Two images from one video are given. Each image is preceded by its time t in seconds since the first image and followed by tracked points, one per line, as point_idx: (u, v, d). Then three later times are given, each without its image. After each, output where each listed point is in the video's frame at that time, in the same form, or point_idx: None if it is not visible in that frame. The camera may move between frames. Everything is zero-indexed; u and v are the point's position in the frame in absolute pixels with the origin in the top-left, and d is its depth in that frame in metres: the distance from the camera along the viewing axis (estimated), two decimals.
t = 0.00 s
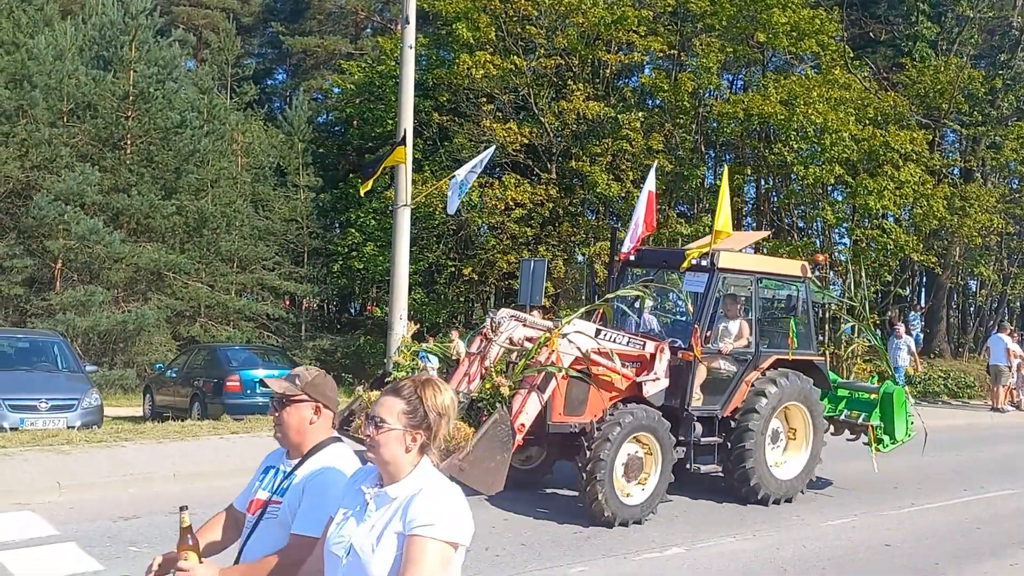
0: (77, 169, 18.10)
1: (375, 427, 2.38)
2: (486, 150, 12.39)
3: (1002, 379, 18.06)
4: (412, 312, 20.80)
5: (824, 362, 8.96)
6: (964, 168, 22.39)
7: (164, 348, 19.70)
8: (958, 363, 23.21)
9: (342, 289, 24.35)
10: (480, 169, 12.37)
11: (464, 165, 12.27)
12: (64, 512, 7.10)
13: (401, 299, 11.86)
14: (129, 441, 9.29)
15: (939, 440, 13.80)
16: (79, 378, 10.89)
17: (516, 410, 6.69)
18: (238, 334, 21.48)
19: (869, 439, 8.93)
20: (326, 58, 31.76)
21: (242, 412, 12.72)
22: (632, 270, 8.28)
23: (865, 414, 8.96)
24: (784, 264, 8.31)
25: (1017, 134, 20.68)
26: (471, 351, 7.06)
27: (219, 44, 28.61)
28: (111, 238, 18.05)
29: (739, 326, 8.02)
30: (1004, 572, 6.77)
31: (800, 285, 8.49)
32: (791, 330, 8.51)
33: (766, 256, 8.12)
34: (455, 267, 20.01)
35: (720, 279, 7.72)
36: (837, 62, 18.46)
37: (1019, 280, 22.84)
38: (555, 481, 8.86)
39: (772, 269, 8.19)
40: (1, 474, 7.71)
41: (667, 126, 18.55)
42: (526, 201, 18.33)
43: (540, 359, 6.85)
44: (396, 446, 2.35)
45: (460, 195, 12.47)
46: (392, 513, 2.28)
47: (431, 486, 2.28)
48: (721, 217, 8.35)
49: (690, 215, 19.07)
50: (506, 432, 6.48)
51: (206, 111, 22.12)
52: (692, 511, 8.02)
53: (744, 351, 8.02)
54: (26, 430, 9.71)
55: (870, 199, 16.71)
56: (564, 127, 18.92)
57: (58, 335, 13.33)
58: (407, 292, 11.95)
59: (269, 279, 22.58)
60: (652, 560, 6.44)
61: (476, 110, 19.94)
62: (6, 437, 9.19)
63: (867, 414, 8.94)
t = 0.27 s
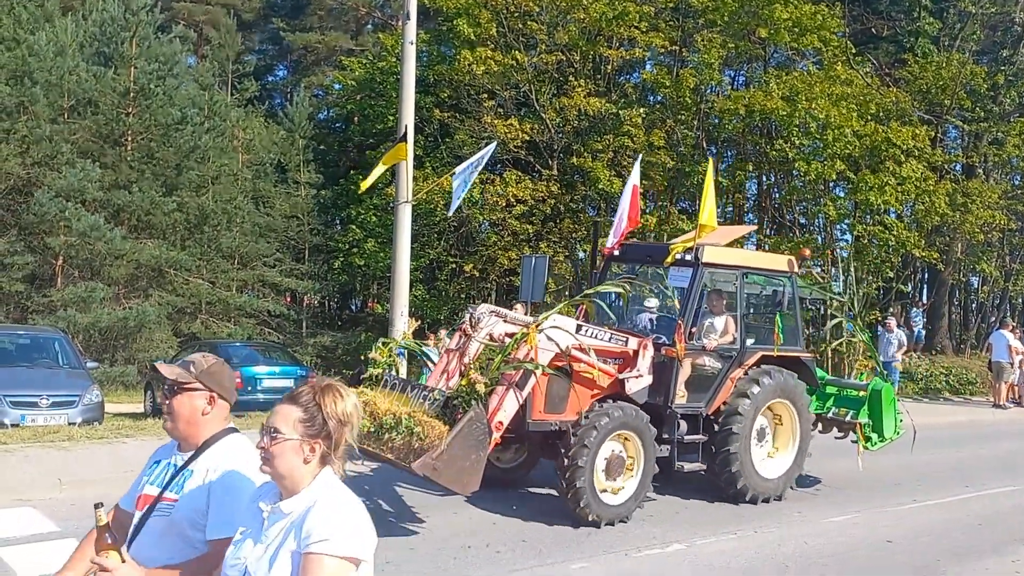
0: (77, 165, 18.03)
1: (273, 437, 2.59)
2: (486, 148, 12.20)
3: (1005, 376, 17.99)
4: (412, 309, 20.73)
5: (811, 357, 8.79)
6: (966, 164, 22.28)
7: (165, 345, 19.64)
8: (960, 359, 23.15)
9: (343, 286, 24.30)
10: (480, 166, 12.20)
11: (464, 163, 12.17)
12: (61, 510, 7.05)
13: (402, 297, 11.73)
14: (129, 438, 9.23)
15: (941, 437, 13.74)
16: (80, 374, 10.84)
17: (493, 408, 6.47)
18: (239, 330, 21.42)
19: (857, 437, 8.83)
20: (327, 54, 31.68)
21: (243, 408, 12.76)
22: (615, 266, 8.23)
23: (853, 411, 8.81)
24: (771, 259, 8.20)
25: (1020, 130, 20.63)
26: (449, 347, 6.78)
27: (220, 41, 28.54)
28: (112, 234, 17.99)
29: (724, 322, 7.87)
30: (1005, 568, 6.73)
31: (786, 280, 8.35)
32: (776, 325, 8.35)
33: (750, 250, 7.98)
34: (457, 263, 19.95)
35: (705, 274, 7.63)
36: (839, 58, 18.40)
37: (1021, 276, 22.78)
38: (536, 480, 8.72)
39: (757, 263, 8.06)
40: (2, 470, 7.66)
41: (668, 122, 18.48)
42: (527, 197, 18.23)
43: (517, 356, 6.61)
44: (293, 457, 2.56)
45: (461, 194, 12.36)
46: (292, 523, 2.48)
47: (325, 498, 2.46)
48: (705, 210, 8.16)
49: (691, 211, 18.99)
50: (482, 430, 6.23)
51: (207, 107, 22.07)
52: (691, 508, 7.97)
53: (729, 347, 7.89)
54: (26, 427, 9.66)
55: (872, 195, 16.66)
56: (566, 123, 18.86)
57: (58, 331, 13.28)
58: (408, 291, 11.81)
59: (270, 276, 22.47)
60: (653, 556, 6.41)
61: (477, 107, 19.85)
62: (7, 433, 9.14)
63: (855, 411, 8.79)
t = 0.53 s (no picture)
0: (74, 161, 17.94)
1: (141, 432, 2.49)
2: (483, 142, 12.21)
3: (1002, 371, 17.97)
4: (409, 305, 20.65)
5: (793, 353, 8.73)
6: (963, 160, 22.23)
7: (162, 341, 19.58)
8: (957, 355, 23.15)
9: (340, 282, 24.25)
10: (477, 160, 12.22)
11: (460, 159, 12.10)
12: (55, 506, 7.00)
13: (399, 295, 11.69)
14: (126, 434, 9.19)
15: (938, 433, 13.73)
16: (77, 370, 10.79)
17: (466, 405, 6.36)
18: (236, 326, 21.36)
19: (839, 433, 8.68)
20: (324, 50, 31.60)
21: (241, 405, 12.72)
22: (596, 259, 8.15)
23: (835, 407, 8.74)
24: (751, 253, 8.10)
25: (1018, 125, 20.62)
26: (423, 344, 6.79)
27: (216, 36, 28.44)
28: (109, 230, 17.92)
29: (705, 317, 7.79)
30: (1001, 563, 6.73)
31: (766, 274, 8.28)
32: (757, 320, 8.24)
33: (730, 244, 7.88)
34: (454, 259, 19.89)
35: (684, 268, 7.51)
36: (836, 54, 18.39)
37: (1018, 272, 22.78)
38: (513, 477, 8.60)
39: (737, 257, 7.96)
40: None
41: (665, 118, 18.45)
42: (524, 193, 18.18)
43: (490, 352, 6.55)
44: (161, 454, 2.47)
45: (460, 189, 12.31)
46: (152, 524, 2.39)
47: (186, 500, 2.37)
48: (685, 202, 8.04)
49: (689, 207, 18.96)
50: (451, 429, 6.10)
51: (203, 104, 22.02)
52: (687, 504, 7.95)
53: (709, 342, 7.79)
54: (23, 423, 9.61)
55: (868, 190, 16.65)
56: (563, 118, 18.81)
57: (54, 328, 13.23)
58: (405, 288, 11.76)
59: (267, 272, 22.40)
60: (651, 552, 6.39)
61: (474, 102, 19.80)
62: (3, 430, 9.09)
63: (838, 407, 8.72)
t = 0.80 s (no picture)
0: (48, 157, 17.71)
1: None
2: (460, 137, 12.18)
3: (975, 366, 18.18)
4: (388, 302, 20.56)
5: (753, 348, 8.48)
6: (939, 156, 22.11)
7: (137, 338, 19.40)
8: (931, 350, 23.41)
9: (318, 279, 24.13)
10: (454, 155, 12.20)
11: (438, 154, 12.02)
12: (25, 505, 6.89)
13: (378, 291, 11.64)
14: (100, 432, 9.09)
15: (914, 427, 13.87)
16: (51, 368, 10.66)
17: (419, 404, 6.08)
18: (213, 323, 21.18)
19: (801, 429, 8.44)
20: (301, 45, 31.39)
21: (218, 403, 12.58)
22: (555, 254, 7.91)
23: (797, 403, 8.51)
24: (714, 247, 7.93)
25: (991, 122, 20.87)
26: (377, 342, 6.54)
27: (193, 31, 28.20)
28: (83, 227, 17.71)
29: (665, 312, 7.62)
30: (974, 555, 6.80)
31: (729, 268, 8.07)
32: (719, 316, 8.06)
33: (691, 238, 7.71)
34: (433, 256, 19.86)
35: (643, 263, 7.32)
36: (812, 51, 18.54)
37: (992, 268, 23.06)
38: (469, 477, 8.39)
39: (698, 252, 7.78)
40: None
41: (644, 114, 18.50)
42: (502, 189, 18.09)
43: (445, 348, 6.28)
44: None
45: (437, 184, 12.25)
46: None
47: (22, 515, 2.04)
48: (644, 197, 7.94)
49: (667, 203, 19.01)
50: (403, 428, 5.83)
51: (179, 99, 21.82)
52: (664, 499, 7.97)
53: (669, 338, 7.62)
54: None
55: (845, 187, 16.80)
56: (542, 115, 18.75)
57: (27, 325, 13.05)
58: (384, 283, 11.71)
59: (244, 268, 22.25)
60: (629, 547, 6.41)
61: (453, 98, 19.74)
62: None
63: (799, 403, 8.49)
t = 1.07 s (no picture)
0: None
1: None
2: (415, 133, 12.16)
3: (918, 360, 18.62)
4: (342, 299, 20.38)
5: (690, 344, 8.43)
6: (885, 156, 22.15)
7: (83, 337, 18.99)
8: (877, 346, 23.95)
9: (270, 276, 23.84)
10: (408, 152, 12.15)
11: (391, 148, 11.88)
12: None
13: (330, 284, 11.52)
14: (43, 433, 8.87)
15: (860, 421, 14.17)
16: None
17: (345, 402, 5.96)
18: (161, 321, 20.79)
19: (738, 425, 8.52)
20: (253, 38, 30.92)
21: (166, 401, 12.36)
22: (490, 249, 7.74)
23: (733, 398, 8.56)
24: (651, 243, 7.85)
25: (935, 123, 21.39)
26: (304, 339, 6.35)
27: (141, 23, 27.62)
28: (26, 223, 17.24)
29: (601, 309, 7.51)
30: (916, 546, 7.00)
31: (666, 264, 8.02)
32: (654, 312, 7.95)
33: (628, 233, 7.60)
34: (387, 253, 19.76)
35: (578, 258, 7.18)
36: (762, 52, 18.83)
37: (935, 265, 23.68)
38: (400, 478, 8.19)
39: (635, 247, 7.68)
40: None
41: (597, 113, 18.59)
42: (457, 185, 18.03)
43: (372, 346, 6.11)
44: None
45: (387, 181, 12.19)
46: None
47: None
48: (581, 192, 8.00)
49: (620, 200, 19.13)
50: (326, 429, 5.66)
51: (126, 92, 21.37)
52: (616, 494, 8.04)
53: (604, 335, 7.50)
54: None
55: (794, 186, 17.10)
56: (496, 112, 18.82)
57: None
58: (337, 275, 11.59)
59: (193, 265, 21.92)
60: (583, 541, 6.46)
61: (407, 94, 19.60)
62: None
63: (735, 399, 8.54)
